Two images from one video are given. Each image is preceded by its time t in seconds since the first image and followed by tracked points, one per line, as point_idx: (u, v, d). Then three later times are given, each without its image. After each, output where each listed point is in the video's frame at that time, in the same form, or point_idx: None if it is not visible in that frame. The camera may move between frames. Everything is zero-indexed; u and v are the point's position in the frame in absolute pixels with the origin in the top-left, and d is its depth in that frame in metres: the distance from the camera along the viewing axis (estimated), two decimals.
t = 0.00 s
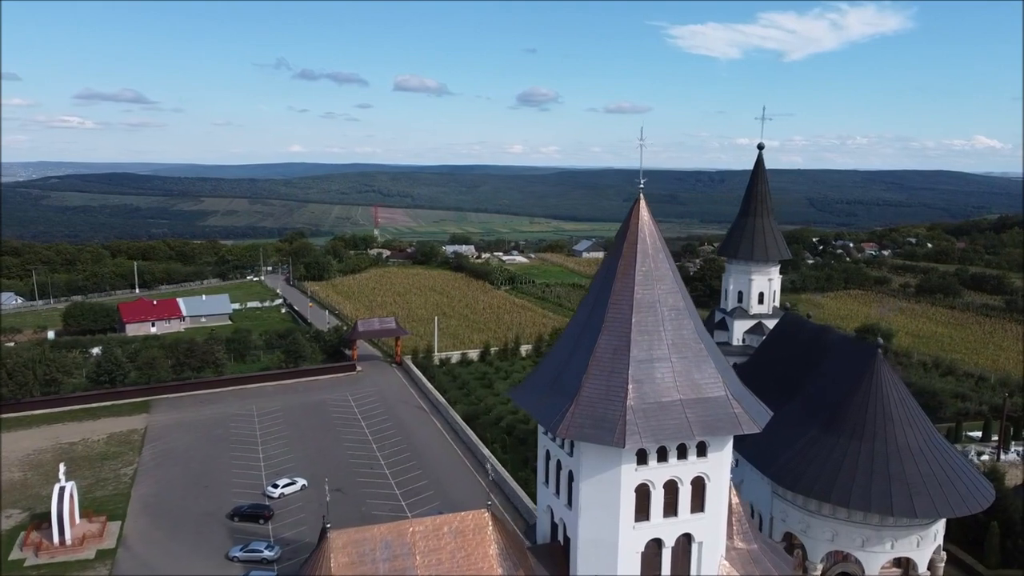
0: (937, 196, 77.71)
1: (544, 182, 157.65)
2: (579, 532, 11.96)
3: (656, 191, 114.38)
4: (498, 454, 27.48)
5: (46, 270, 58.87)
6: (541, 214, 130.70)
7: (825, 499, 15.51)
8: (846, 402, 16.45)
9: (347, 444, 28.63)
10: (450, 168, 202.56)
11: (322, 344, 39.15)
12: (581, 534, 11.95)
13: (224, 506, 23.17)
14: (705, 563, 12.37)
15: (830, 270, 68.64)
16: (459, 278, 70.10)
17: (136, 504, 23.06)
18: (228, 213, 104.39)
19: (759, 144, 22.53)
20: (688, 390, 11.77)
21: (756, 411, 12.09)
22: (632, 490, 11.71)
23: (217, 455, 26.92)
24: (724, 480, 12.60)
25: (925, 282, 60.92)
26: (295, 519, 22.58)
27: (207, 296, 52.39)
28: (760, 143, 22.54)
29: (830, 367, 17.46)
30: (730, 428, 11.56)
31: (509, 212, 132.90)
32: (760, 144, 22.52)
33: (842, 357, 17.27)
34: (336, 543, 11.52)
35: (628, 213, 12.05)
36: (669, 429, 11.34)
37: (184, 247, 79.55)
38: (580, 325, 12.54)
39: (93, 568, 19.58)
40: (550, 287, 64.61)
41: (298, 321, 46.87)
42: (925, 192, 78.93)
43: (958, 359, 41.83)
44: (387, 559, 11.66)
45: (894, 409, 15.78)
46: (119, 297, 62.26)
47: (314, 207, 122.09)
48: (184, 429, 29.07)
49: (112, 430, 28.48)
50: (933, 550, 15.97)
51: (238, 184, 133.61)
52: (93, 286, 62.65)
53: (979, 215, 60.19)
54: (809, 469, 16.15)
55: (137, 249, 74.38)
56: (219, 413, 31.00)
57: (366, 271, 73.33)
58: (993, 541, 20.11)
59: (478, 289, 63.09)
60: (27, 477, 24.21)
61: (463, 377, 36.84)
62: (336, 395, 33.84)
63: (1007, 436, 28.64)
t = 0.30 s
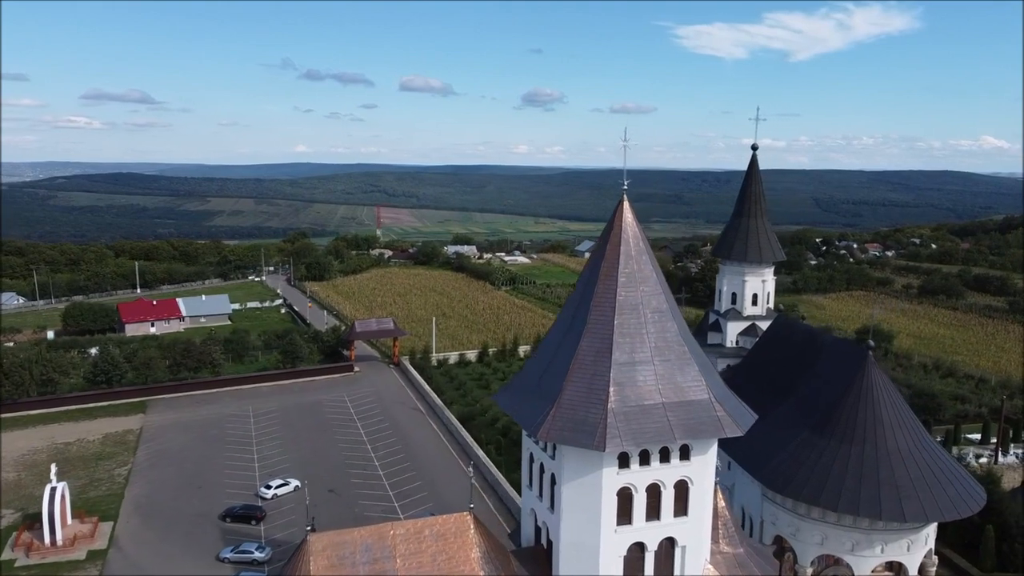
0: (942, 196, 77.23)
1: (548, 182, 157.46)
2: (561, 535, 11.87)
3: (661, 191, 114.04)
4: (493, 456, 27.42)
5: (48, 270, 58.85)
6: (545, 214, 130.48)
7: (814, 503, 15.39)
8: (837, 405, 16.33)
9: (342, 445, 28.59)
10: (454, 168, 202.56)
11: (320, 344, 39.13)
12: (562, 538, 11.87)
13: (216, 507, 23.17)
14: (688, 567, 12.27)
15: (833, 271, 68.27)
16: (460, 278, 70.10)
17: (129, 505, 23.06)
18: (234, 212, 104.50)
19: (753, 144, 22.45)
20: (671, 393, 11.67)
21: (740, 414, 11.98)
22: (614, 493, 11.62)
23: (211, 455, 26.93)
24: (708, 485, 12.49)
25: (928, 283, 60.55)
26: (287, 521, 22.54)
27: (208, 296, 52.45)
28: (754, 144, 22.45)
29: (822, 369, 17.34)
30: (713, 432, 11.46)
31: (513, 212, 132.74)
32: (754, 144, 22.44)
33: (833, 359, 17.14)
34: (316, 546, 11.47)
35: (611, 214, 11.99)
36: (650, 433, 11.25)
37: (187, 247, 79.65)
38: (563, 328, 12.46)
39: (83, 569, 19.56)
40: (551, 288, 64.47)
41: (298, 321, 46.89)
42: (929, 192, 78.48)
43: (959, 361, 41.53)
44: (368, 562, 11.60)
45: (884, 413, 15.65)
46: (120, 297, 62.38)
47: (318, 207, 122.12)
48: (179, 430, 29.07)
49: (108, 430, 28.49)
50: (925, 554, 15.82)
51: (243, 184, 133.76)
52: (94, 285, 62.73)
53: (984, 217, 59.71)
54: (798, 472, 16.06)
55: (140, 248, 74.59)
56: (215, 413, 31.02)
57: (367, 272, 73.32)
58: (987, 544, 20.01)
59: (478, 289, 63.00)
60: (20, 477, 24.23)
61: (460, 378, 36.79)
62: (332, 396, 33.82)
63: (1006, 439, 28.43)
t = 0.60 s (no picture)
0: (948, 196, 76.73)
1: (552, 182, 157.25)
2: (542, 538, 11.79)
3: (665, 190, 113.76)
4: (487, 457, 27.37)
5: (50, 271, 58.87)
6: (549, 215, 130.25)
7: (802, 506, 15.28)
8: (827, 407, 16.21)
9: (337, 446, 28.59)
10: (460, 168, 202.47)
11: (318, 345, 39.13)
12: (544, 541, 11.79)
13: (209, 508, 23.19)
14: (670, 571, 12.19)
15: (836, 271, 67.95)
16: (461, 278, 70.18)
17: (123, 505, 23.10)
18: (241, 212, 104.63)
19: (747, 145, 22.33)
20: (652, 395, 11.60)
21: (723, 418, 11.90)
22: (595, 496, 11.54)
23: (205, 455, 26.95)
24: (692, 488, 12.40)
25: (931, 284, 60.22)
26: (279, 522, 22.53)
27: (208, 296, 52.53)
28: (748, 145, 22.34)
29: (813, 372, 17.21)
30: (694, 435, 11.37)
31: (517, 212, 132.59)
32: (748, 145, 22.32)
33: (823, 361, 17.02)
34: (295, 548, 11.44)
35: (594, 215, 11.88)
36: (630, 436, 11.17)
37: (191, 247, 79.79)
38: (545, 331, 12.38)
39: (74, 569, 19.58)
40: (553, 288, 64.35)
41: (297, 321, 46.93)
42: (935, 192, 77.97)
43: (960, 362, 41.25)
44: (348, 565, 11.55)
45: (874, 415, 15.53)
46: (122, 296, 62.54)
47: (324, 207, 122.19)
48: (175, 430, 29.11)
49: (104, 431, 28.55)
50: (915, 559, 15.69)
51: (249, 184, 134.13)
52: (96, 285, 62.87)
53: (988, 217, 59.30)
54: (787, 475, 15.94)
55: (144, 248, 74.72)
56: (212, 413, 31.07)
57: (368, 272, 73.38)
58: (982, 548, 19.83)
59: (479, 290, 62.95)
60: (15, 477, 24.30)
61: (457, 378, 36.76)
62: (329, 396, 33.83)
63: (1006, 441, 28.20)
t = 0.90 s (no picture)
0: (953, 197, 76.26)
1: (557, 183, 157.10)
2: (522, 542, 11.72)
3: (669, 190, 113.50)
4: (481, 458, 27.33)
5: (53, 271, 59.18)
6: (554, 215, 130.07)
7: (789, 509, 15.17)
8: (815, 410, 16.08)
9: (332, 446, 28.60)
10: (465, 168, 202.45)
11: (317, 345, 39.14)
12: (523, 545, 11.71)
13: (201, 508, 23.21)
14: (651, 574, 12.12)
15: (839, 272, 67.63)
16: (462, 279, 70.25)
17: (115, 505, 23.15)
18: (248, 212, 104.76)
19: (740, 146, 22.23)
20: (632, 398, 11.53)
21: (704, 420, 11.84)
22: (575, 499, 11.48)
23: (200, 456, 27.00)
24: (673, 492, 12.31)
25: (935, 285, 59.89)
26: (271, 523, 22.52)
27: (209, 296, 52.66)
28: (741, 146, 22.23)
29: (801, 374, 17.10)
30: (674, 438, 11.31)
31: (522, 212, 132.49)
32: (741, 146, 22.22)
33: (812, 363, 16.89)
34: (274, 550, 11.40)
35: (575, 216, 11.82)
36: (609, 439, 11.10)
37: (196, 247, 79.99)
38: (526, 332, 12.31)
39: (65, 569, 19.58)
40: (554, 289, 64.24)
41: (297, 322, 47.01)
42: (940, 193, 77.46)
43: (961, 364, 40.96)
44: (326, 566, 11.51)
45: (862, 417, 15.42)
46: (125, 296, 62.74)
47: (332, 208, 122.21)
48: (170, 430, 29.16)
49: (100, 430, 28.62)
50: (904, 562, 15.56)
51: (256, 184, 134.57)
52: (97, 284, 63.07)
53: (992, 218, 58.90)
54: (775, 478, 15.82)
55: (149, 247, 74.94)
56: (208, 413, 31.12)
57: (370, 272, 73.44)
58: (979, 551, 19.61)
59: (481, 291, 62.95)
60: (9, 476, 24.36)
61: (454, 379, 36.75)
62: (325, 396, 33.85)
63: (1005, 443, 27.98)
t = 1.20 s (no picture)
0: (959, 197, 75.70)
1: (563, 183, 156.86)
2: (502, 545, 11.67)
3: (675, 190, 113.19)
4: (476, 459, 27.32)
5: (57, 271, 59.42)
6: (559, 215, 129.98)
7: (777, 512, 15.05)
8: (805, 413, 15.97)
9: (328, 447, 28.63)
10: (472, 168, 202.54)
11: (316, 345, 39.21)
12: (503, 547, 11.66)
13: (195, 508, 23.27)
14: None
15: (843, 272, 67.30)
16: (465, 279, 70.26)
17: (110, 505, 23.22)
18: (256, 212, 105.15)
19: (735, 146, 22.12)
20: (613, 400, 11.49)
21: (685, 423, 11.80)
22: (554, 501, 11.43)
23: (196, 456, 27.07)
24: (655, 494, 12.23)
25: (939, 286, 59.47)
26: (264, 523, 22.55)
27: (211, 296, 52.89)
28: (735, 146, 22.12)
29: (792, 376, 16.98)
30: (653, 441, 11.25)
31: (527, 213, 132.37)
32: (736, 146, 22.10)
33: (803, 365, 16.78)
34: (253, 552, 11.40)
35: (556, 218, 11.76)
36: (588, 441, 11.06)
37: (202, 247, 80.31)
38: (507, 335, 12.27)
39: (57, 569, 19.65)
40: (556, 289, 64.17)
41: (298, 322, 47.13)
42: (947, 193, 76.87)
43: (963, 366, 40.65)
44: (305, 569, 11.49)
45: (851, 420, 15.30)
46: (127, 296, 63.08)
47: (340, 208, 122.48)
48: (167, 430, 29.24)
49: (97, 430, 28.74)
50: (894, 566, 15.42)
51: (264, 184, 135.09)
52: (101, 284, 63.44)
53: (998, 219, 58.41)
54: (763, 481, 15.73)
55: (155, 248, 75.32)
56: (205, 413, 31.20)
57: (373, 272, 73.56)
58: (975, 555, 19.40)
59: (483, 291, 62.97)
60: (5, 476, 24.50)
61: (453, 380, 36.74)
62: (323, 397, 33.90)
63: (1006, 446, 27.72)
